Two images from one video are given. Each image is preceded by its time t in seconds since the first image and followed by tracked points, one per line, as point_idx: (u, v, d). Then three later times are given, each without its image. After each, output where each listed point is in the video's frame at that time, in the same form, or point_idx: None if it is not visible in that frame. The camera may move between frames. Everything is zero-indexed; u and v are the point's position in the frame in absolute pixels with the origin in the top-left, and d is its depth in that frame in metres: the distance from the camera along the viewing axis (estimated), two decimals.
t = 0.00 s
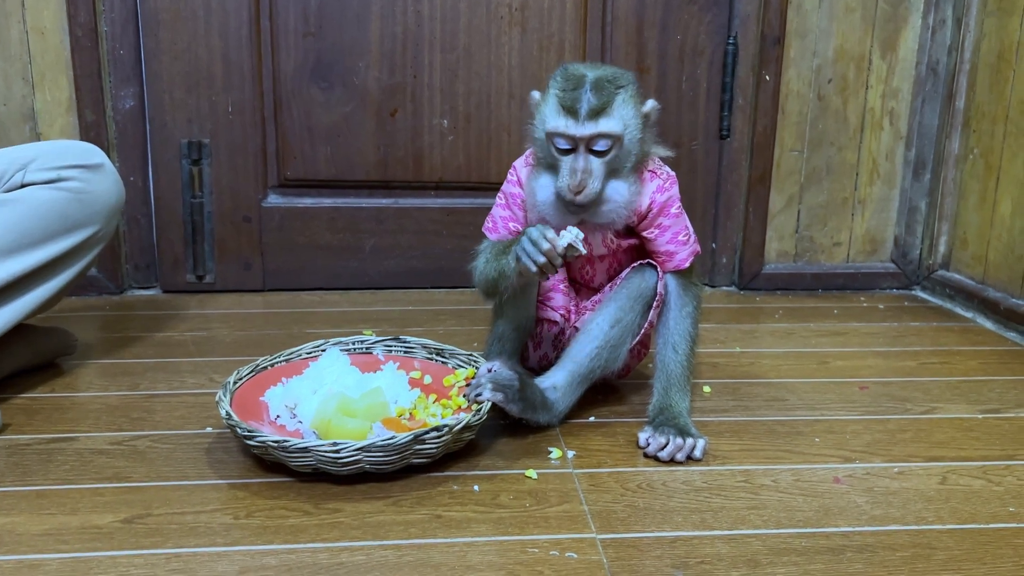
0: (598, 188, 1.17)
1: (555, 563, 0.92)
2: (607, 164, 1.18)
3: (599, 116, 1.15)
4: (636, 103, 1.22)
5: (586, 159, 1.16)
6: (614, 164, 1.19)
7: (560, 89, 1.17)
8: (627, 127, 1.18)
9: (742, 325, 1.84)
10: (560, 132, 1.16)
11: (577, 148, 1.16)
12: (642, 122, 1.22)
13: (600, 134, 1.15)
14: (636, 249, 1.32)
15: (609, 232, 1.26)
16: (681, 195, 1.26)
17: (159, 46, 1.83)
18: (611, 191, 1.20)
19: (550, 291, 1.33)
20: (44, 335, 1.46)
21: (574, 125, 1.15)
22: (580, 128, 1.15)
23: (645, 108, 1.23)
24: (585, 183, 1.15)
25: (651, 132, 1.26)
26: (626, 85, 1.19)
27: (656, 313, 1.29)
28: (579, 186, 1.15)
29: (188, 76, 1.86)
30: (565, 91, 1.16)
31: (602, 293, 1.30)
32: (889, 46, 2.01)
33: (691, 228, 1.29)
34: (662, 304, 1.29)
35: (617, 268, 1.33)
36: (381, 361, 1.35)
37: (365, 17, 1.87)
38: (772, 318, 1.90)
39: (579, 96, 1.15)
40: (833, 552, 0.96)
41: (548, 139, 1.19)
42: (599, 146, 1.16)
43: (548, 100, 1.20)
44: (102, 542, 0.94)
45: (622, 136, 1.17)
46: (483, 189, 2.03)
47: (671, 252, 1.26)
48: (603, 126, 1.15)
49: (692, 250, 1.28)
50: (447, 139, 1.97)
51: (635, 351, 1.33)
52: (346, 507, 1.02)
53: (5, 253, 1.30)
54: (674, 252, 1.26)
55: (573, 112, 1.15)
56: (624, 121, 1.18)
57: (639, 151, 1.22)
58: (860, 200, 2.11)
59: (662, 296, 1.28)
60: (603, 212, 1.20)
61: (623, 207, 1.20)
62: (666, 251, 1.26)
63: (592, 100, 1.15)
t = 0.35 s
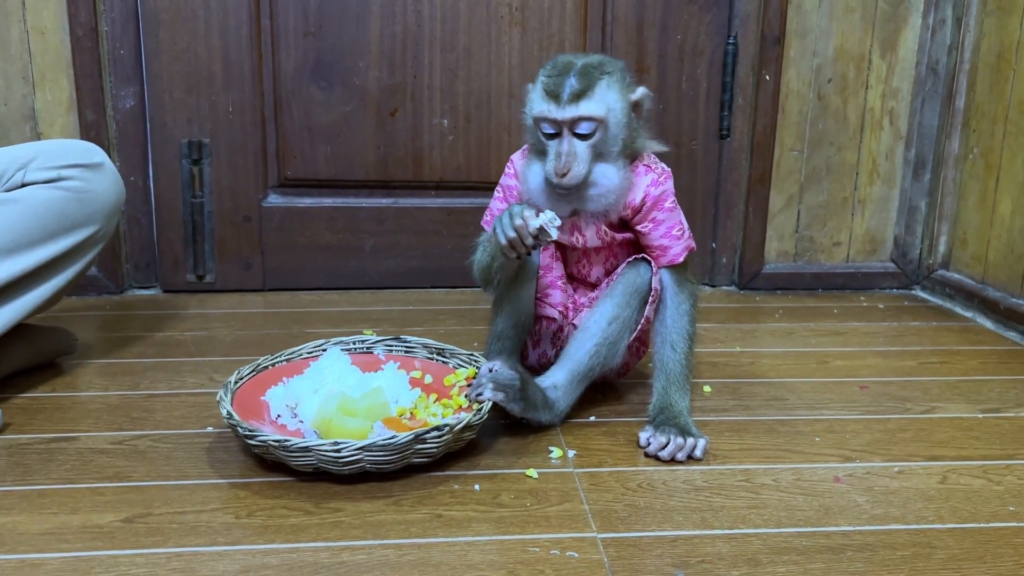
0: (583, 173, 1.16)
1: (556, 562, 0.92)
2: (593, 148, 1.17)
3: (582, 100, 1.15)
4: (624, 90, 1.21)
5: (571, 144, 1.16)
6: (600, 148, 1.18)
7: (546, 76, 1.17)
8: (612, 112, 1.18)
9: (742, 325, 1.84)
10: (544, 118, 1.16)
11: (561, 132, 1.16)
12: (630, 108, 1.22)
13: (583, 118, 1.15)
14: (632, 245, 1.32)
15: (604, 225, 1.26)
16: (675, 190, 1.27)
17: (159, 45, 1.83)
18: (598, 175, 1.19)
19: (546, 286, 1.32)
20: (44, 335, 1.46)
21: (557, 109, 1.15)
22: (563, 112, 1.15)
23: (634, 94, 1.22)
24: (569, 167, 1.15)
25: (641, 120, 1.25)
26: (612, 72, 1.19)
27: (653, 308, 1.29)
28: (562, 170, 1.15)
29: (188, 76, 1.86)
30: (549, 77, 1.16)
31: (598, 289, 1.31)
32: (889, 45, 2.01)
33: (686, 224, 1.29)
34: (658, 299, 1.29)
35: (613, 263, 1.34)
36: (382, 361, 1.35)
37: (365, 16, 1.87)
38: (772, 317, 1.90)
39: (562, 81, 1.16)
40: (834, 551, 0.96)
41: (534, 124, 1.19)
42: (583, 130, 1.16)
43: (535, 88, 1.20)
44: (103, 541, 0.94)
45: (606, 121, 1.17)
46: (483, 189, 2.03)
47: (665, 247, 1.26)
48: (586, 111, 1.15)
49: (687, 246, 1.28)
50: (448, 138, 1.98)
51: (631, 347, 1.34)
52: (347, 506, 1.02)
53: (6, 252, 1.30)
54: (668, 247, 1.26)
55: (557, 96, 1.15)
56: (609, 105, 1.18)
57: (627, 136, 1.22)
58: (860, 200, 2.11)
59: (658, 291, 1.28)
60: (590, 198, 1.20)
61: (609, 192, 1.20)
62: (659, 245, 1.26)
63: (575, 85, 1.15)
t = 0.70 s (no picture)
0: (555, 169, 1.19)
1: (556, 563, 0.92)
2: (569, 146, 1.20)
3: (556, 98, 1.18)
4: (607, 92, 1.23)
5: (545, 141, 1.19)
6: (578, 147, 1.20)
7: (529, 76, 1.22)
8: (590, 113, 1.20)
9: (742, 326, 1.84)
10: (522, 116, 1.21)
11: (537, 130, 1.20)
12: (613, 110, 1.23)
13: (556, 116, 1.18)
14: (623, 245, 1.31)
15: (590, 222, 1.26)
16: (661, 188, 1.26)
17: (160, 46, 1.84)
18: (574, 174, 1.21)
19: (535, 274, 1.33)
20: (44, 335, 1.46)
21: (533, 107, 1.19)
22: (537, 110, 1.19)
23: (618, 97, 1.23)
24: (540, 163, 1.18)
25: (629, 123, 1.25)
26: (592, 74, 1.21)
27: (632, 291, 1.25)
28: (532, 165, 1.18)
29: (189, 77, 1.86)
30: (531, 78, 1.21)
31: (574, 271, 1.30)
32: (890, 46, 2.01)
33: (675, 223, 1.27)
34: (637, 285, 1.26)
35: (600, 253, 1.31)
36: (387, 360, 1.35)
37: (366, 17, 1.88)
38: (772, 318, 1.90)
39: (541, 81, 1.20)
40: (833, 552, 0.96)
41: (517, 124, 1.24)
42: (557, 128, 1.19)
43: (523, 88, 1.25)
44: (103, 541, 0.94)
45: (582, 120, 1.19)
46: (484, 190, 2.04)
47: (650, 244, 1.24)
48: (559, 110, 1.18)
49: (676, 244, 1.25)
50: (448, 139, 1.98)
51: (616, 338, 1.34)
52: (347, 507, 1.02)
53: (7, 252, 1.30)
54: (655, 244, 1.24)
55: (533, 95, 1.19)
56: (587, 105, 1.20)
57: (610, 137, 1.23)
58: (860, 201, 2.11)
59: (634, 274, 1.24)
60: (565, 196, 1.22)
61: (583, 191, 1.21)
62: (646, 242, 1.24)
63: (552, 84, 1.19)
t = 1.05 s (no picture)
0: (553, 165, 1.21)
1: (559, 560, 0.92)
2: (564, 142, 1.21)
3: (553, 96, 1.18)
4: (601, 87, 1.23)
5: (542, 138, 1.20)
6: (573, 142, 1.22)
7: (524, 73, 1.22)
8: (585, 109, 1.21)
9: (744, 325, 1.84)
10: (518, 113, 1.21)
11: (534, 126, 1.21)
12: (607, 104, 1.24)
13: (553, 114, 1.19)
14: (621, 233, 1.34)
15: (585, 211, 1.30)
16: (657, 176, 1.28)
17: (164, 45, 1.84)
18: (569, 168, 1.23)
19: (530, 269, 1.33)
20: (47, 333, 1.46)
21: (529, 104, 1.20)
22: (533, 107, 1.19)
23: (612, 91, 1.24)
24: (538, 159, 1.20)
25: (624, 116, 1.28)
26: (586, 69, 1.22)
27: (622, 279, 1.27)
28: (531, 162, 1.20)
29: (192, 75, 1.86)
30: (526, 75, 1.21)
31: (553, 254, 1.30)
32: (892, 46, 2.01)
33: (671, 208, 1.29)
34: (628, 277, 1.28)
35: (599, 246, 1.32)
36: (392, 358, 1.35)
37: (369, 16, 1.88)
38: (774, 318, 1.90)
39: (538, 78, 1.20)
40: (836, 550, 0.96)
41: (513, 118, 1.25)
42: (553, 125, 1.20)
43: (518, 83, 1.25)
44: (106, 538, 0.94)
45: (578, 117, 1.20)
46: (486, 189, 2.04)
47: (643, 230, 1.27)
48: (555, 108, 1.18)
49: (669, 231, 1.27)
50: (451, 138, 1.98)
51: (612, 336, 1.35)
52: (350, 504, 1.02)
53: (9, 249, 1.30)
54: (646, 231, 1.27)
55: (530, 92, 1.20)
56: (582, 102, 1.20)
57: (604, 131, 1.24)
58: (863, 201, 2.11)
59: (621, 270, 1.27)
60: (562, 188, 1.25)
61: (579, 184, 1.24)
62: (637, 229, 1.27)
63: (548, 82, 1.19)
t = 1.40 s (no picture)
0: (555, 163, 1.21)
1: (559, 563, 0.92)
2: (562, 139, 1.22)
3: (547, 93, 1.20)
4: (593, 85, 1.25)
5: (541, 136, 1.21)
6: (571, 139, 1.23)
7: (516, 77, 1.24)
8: (580, 105, 1.22)
9: (745, 328, 1.84)
10: (515, 115, 1.22)
11: (530, 125, 1.22)
12: (600, 102, 1.25)
13: (550, 111, 1.20)
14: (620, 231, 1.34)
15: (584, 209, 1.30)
16: (654, 170, 1.29)
17: (165, 46, 1.84)
18: (569, 165, 1.23)
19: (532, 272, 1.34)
20: (47, 334, 1.46)
21: (525, 103, 1.21)
22: (529, 105, 1.20)
23: (603, 88, 1.26)
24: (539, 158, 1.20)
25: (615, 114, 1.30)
26: (577, 68, 1.24)
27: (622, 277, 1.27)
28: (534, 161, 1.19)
29: (194, 77, 1.86)
30: (519, 77, 1.23)
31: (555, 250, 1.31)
32: (894, 50, 2.01)
33: (670, 203, 1.30)
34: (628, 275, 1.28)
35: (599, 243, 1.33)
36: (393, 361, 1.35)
37: (371, 18, 1.88)
38: (775, 321, 1.91)
39: (531, 78, 1.22)
40: (836, 555, 0.96)
41: (508, 121, 1.26)
42: (550, 122, 1.21)
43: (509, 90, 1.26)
44: (106, 540, 0.95)
45: (573, 113, 1.21)
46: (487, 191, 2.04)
47: (643, 224, 1.27)
48: (551, 104, 1.20)
49: (669, 224, 1.27)
50: (452, 140, 1.98)
51: (612, 339, 1.35)
52: (350, 507, 1.02)
53: (11, 251, 1.31)
54: (647, 225, 1.27)
55: (524, 92, 1.21)
56: (576, 98, 1.22)
57: (598, 129, 1.26)
58: (863, 204, 2.11)
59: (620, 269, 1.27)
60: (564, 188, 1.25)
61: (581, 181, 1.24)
62: (638, 223, 1.27)
63: (541, 80, 1.21)
